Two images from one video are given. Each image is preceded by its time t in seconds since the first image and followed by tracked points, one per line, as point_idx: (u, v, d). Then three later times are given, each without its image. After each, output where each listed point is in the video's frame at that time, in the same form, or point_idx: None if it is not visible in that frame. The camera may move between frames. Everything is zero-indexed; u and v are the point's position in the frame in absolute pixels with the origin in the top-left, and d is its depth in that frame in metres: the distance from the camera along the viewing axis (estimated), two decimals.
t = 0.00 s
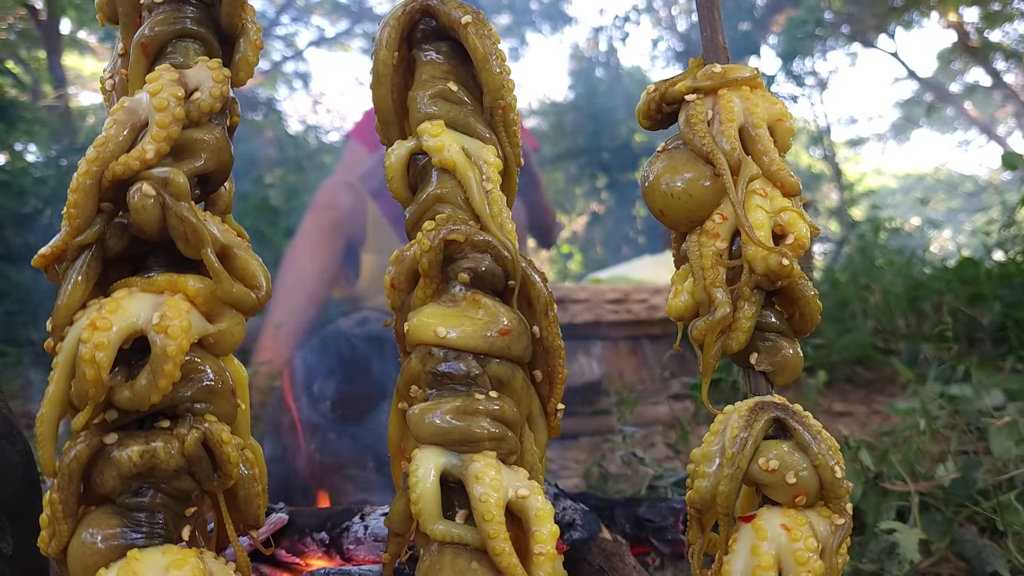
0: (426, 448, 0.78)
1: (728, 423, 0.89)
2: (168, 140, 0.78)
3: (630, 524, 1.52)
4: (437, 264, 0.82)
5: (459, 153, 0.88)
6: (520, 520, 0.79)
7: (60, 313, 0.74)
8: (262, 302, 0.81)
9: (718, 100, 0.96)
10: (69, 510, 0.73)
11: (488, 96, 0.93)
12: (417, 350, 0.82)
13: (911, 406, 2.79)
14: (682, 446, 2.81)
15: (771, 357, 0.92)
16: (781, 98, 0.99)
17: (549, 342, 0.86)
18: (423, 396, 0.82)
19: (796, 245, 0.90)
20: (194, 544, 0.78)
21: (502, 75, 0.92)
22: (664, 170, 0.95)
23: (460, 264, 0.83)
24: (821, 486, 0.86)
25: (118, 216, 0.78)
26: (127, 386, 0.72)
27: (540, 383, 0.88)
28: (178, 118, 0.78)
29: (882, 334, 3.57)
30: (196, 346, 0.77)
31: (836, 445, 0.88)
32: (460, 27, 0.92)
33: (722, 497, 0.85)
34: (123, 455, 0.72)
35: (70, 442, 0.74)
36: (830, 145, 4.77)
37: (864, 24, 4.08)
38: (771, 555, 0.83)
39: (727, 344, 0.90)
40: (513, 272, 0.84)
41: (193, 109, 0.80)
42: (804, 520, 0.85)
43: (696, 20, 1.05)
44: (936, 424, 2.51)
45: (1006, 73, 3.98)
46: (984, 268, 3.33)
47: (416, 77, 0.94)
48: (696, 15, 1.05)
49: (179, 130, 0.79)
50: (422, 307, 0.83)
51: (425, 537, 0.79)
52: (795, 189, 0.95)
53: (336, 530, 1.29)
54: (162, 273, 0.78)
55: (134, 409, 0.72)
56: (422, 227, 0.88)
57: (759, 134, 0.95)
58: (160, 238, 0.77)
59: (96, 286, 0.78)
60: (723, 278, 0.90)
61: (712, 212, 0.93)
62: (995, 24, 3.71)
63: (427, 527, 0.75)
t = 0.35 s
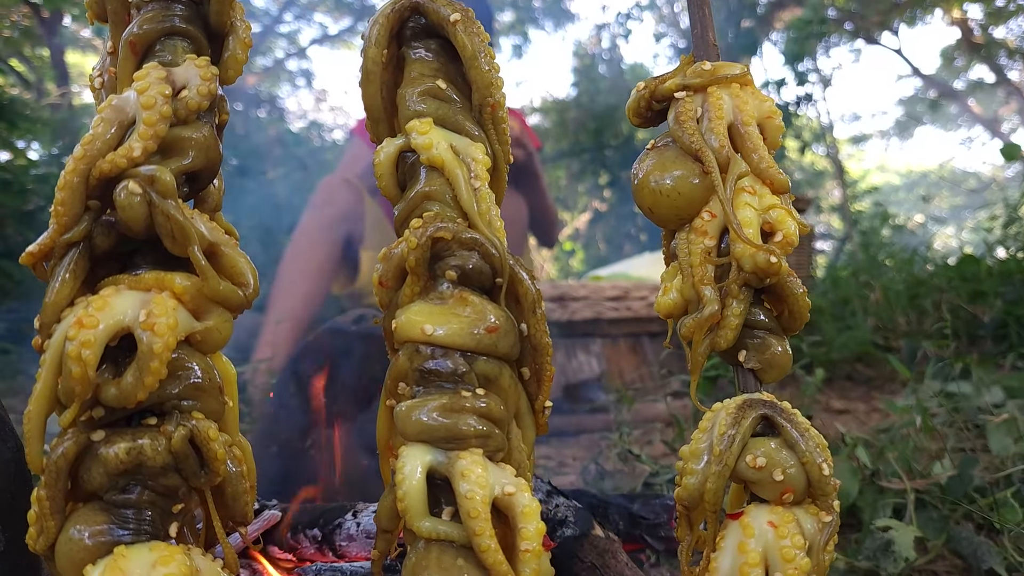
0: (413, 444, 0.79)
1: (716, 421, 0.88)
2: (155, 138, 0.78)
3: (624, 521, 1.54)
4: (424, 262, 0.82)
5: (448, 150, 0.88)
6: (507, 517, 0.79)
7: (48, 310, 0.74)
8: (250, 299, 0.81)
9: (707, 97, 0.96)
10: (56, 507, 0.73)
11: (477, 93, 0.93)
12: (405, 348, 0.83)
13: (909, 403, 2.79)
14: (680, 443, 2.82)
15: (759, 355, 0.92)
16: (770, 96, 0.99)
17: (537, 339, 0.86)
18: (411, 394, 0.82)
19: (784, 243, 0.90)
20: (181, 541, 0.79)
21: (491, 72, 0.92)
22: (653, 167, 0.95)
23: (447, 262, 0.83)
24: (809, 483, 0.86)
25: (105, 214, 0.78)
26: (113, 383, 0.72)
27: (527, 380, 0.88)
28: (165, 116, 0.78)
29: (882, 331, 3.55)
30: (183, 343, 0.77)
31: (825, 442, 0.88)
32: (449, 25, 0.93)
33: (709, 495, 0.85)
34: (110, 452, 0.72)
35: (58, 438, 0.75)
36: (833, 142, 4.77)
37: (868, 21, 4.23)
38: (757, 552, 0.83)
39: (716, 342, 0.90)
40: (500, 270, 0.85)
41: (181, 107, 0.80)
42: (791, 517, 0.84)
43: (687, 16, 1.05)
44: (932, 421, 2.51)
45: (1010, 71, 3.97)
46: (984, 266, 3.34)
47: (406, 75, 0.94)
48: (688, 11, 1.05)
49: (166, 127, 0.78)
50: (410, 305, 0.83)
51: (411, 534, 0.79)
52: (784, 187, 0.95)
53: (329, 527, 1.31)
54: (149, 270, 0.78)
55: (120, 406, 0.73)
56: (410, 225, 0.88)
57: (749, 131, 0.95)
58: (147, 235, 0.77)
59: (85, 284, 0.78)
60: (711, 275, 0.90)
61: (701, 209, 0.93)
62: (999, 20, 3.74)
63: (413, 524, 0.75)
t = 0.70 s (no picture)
0: (394, 442, 0.79)
1: (699, 418, 0.88)
2: (136, 137, 0.77)
3: (615, 519, 1.56)
4: (406, 259, 0.82)
5: (431, 148, 0.88)
6: (488, 514, 0.79)
7: (30, 308, 0.74)
8: (231, 298, 0.81)
9: (693, 95, 0.96)
10: (38, 504, 0.73)
11: (461, 91, 0.93)
12: (387, 345, 0.83)
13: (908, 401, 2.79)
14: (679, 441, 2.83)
15: (744, 352, 0.92)
16: (756, 93, 0.99)
17: (520, 337, 0.86)
18: (393, 391, 0.82)
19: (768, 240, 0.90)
20: (163, 539, 0.79)
21: (475, 70, 0.92)
22: (638, 165, 0.95)
23: (429, 260, 0.84)
24: (792, 481, 0.86)
25: (87, 212, 0.78)
26: (93, 381, 0.72)
27: (510, 378, 0.88)
28: (146, 114, 0.78)
29: (881, 329, 3.54)
30: (165, 341, 0.77)
31: (808, 439, 0.88)
32: (433, 22, 0.92)
33: (692, 492, 0.84)
34: (91, 450, 0.72)
35: (40, 436, 0.75)
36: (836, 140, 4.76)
37: (870, 17, 4.27)
38: (740, 550, 0.82)
39: (699, 339, 0.90)
40: (482, 268, 0.85)
41: (163, 106, 0.80)
42: (774, 515, 0.84)
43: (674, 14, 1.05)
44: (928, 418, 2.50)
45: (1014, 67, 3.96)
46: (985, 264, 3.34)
47: (390, 72, 0.94)
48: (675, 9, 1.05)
49: (148, 126, 0.78)
50: (392, 303, 0.83)
51: (392, 531, 0.79)
52: (769, 184, 0.95)
53: (318, 524, 1.33)
54: (131, 269, 0.78)
55: (101, 404, 0.73)
56: (394, 222, 0.88)
57: (734, 128, 0.95)
58: (128, 233, 0.78)
59: (66, 282, 0.79)
60: (695, 273, 0.90)
61: (685, 207, 0.93)
62: (1003, 16, 3.74)
63: (394, 522, 0.75)
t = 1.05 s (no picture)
0: (380, 442, 0.79)
1: (687, 417, 0.88)
2: (123, 137, 0.78)
3: (610, 518, 1.57)
4: (393, 259, 0.83)
5: (418, 147, 0.89)
6: (474, 513, 0.80)
7: (16, 308, 0.75)
8: (218, 297, 0.81)
9: (682, 94, 0.96)
10: (24, 504, 0.74)
11: (449, 91, 0.93)
12: (375, 345, 0.83)
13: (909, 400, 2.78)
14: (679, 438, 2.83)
15: (732, 351, 0.91)
16: (745, 92, 0.99)
17: (507, 336, 0.86)
18: (380, 391, 0.82)
19: (756, 239, 0.90)
20: (150, 538, 0.79)
21: (463, 70, 0.92)
22: (627, 164, 0.95)
23: (416, 259, 0.84)
24: (780, 480, 0.85)
25: (74, 213, 0.78)
26: (80, 381, 0.73)
27: (498, 377, 0.88)
28: (133, 114, 0.78)
29: (884, 327, 3.52)
30: (151, 341, 0.77)
31: (796, 438, 0.87)
32: (421, 22, 0.92)
33: (680, 491, 0.84)
34: (77, 449, 0.73)
35: (27, 436, 0.75)
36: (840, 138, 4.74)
37: (876, 15, 4.28)
38: (727, 549, 0.82)
39: (688, 338, 0.90)
40: (470, 267, 0.85)
41: (149, 106, 0.80)
42: (761, 514, 0.84)
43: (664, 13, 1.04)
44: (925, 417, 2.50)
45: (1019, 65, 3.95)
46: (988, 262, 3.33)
47: (379, 72, 0.94)
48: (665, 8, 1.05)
49: (134, 126, 0.79)
50: (380, 302, 0.83)
51: (379, 531, 0.79)
52: (757, 183, 0.95)
53: (310, 523, 1.34)
54: (118, 268, 0.78)
55: (87, 403, 0.73)
56: (382, 221, 0.88)
57: (723, 127, 0.95)
58: (114, 233, 0.78)
59: (54, 282, 0.79)
60: (683, 271, 0.90)
61: (674, 206, 0.93)
62: (1009, 13, 3.74)
63: (380, 521, 0.76)
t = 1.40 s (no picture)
0: (372, 442, 0.79)
1: (682, 418, 0.87)
2: (115, 137, 0.78)
3: (609, 518, 1.57)
4: (385, 259, 0.82)
5: (412, 147, 0.88)
6: (467, 514, 0.79)
7: (8, 309, 0.75)
8: (210, 298, 0.81)
9: (677, 93, 0.95)
10: (17, 504, 0.74)
11: (442, 91, 0.93)
12: (368, 345, 0.83)
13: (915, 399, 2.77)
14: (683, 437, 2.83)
15: (728, 351, 0.91)
16: (741, 90, 0.98)
17: (501, 337, 0.86)
18: (373, 391, 0.82)
19: (752, 239, 0.90)
20: (143, 538, 0.79)
21: (457, 69, 0.92)
22: (623, 163, 0.95)
23: (409, 259, 0.83)
24: (775, 481, 0.85)
25: (66, 213, 0.78)
26: (72, 381, 0.73)
27: (492, 378, 0.88)
28: (125, 115, 0.78)
29: (889, 327, 3.49)
30: (143, 341, 0.77)
31: (792, 438, 0.87)
32: (415, 21, 0.92)
33: (674, 491, 0.84)
34: (69, 450, 0.73)
35: (18, 436, 0.75)
36: (847, 137, 4.72)
37: (884, 14, 4.26)
38: (722, 550, 0.81)
39: (683, 338, 0.89)
40: (463, 267, 0.85)
41: (142, 106, 0.80)
42: (756, 515, 0.84)
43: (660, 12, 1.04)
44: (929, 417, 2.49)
45: None
46: (995, 262, 3.31)
47: (373, 72, 0.94)
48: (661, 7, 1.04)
49: (127, 126, 0.78)
50: (373, 302, 0.83)
51: (371, 532, 0.79)
52: (753, 182, 0.94)
53: (307, 524, 1.34)
54: (111, 269, 0.78)
55: (79, 403, 0.73)
56: (376, 221, 0.88)
57: (718, 126, 0.94)
58: (106, 234, 0.78)
59: (47, 282, 0.79)
60: (678, 271, 0.89)
61: (669, 205, 0.92)
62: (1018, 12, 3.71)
63: (372, 521, 0.75)
